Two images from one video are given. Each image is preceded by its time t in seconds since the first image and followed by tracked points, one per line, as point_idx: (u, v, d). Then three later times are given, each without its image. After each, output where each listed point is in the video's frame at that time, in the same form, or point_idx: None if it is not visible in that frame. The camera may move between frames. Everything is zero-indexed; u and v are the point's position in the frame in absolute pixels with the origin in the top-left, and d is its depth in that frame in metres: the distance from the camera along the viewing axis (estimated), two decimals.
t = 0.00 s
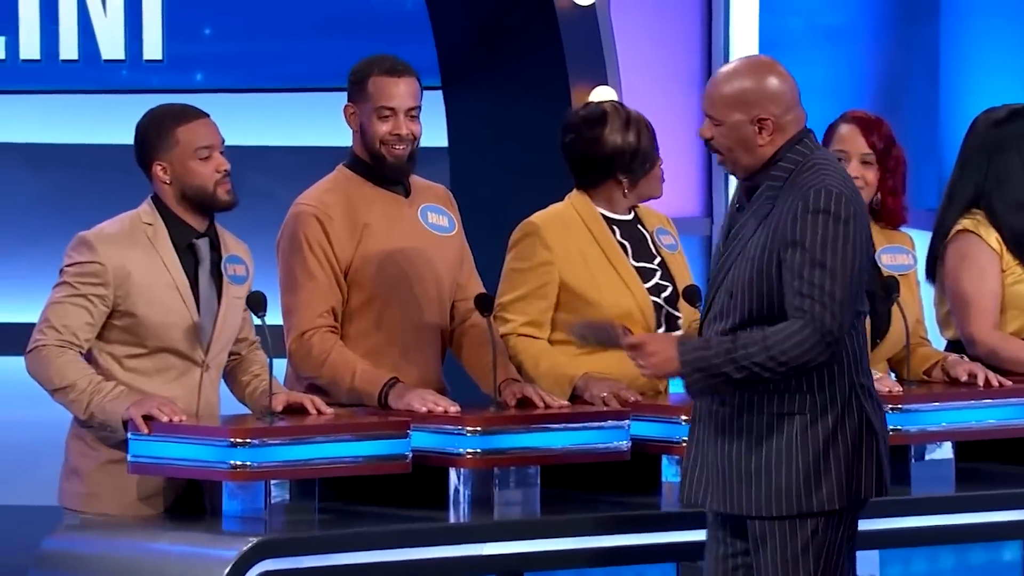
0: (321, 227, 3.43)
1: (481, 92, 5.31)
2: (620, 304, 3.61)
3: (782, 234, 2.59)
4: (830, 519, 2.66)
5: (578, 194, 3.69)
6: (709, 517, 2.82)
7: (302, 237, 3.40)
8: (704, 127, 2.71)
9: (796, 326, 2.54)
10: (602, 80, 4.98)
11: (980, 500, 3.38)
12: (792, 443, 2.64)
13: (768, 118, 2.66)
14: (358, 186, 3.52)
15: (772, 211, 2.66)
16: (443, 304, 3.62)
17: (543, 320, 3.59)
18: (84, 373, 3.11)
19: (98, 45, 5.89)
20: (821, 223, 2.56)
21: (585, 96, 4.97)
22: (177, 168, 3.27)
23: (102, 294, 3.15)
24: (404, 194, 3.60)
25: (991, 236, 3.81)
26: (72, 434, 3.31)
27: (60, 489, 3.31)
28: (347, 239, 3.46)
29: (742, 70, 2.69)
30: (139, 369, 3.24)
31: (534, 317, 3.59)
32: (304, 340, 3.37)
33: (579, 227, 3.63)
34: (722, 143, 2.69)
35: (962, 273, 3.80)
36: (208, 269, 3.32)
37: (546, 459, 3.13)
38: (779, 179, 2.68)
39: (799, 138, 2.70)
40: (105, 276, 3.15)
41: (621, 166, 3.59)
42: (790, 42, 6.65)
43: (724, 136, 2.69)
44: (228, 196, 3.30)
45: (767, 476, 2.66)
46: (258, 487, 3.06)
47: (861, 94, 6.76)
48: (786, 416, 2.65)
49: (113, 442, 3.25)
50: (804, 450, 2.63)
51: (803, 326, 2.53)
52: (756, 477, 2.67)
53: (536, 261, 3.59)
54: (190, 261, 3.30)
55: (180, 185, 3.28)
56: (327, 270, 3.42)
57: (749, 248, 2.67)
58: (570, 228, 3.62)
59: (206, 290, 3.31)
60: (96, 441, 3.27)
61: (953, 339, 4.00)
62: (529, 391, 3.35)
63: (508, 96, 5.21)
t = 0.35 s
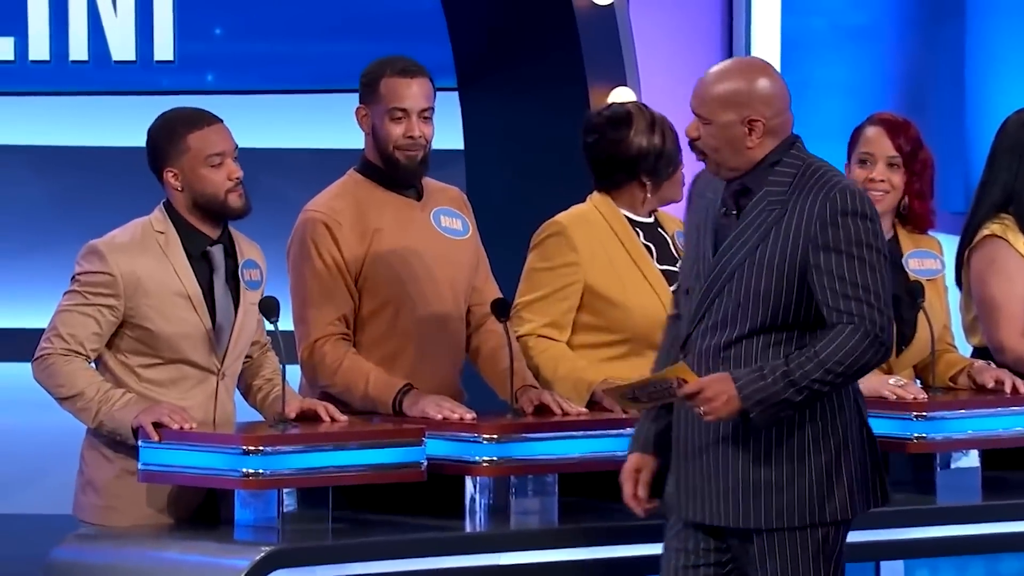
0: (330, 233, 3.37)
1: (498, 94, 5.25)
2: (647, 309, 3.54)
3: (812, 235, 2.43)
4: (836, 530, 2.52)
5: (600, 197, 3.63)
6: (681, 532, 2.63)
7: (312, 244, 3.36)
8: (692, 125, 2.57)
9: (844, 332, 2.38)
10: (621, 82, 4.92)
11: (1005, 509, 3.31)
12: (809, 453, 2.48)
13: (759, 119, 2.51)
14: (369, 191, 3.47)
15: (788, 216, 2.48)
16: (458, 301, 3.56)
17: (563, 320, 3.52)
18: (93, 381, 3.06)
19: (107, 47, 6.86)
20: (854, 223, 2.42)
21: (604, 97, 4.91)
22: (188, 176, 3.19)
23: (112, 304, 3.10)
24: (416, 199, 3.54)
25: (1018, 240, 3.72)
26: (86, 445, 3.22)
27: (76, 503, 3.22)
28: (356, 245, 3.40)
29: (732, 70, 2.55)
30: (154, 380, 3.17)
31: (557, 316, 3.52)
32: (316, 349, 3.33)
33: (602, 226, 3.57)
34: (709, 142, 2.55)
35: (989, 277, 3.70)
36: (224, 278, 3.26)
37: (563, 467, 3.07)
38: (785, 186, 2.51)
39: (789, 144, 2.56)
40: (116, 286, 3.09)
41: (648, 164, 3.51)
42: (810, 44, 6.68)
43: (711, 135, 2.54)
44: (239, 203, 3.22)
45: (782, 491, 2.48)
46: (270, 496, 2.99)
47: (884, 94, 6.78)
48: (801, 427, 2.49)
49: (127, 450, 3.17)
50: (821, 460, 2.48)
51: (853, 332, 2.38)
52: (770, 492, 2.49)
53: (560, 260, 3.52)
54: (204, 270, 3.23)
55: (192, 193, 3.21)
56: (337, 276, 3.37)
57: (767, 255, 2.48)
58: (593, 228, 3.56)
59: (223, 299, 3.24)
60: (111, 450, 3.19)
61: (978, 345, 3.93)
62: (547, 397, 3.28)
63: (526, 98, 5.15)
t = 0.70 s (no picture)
0: (349, 240, 3.27)
1: (516, 94, 5.16)
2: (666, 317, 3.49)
3: (785, 226, 2.28)
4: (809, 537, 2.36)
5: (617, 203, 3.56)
6: (636, 554, 2.40)
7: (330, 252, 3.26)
8: (641, 116, 2.36)
9: (827, 324, 2.24)
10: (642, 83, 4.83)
11: None
12: (788, 457, 2.31)
13: (712, 108, 2.32)
14: (390, 198, 3.37)
15: (760, 209, 2.30)
16: (484, 319, 3.46)
17: (582, 332, 3.46)
18: (99, 392, 2.98)
19: (116, 48, 6.56)
20: (825, 212, 2.29)
21: (626, 99, 4.82)
22: (198, 171, 3.11)
23: (118, 312, 3.01)
24: (439, 206, 3.43)
25: None
26: (90, 456, 3.14)
27: (79, 516, 3.14)
28: (376, 252, 3.30)
29: (678, 62, 2.35)
30: (160, 390, 3.09)
31: (576, 326, 3.45)
32: (331, 359, 3.25)
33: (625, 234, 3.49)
34: (658, 132, 2.34)
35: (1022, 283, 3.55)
36: (232, 285, 3.17)
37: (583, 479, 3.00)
38: (748, 179, 2.33)
39: (738, 139, 2.38)
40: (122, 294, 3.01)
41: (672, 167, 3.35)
42: (836, 44, 6.69)
43: (663, 127, 2.33)
44: (248, 203, 3.13)
45: (767, 497, 2.30)
46: (282, 508, 2.91)
47: (913, 94, 6.77)
48: (780, 429, 2.31)
49: (134, 461, 3.09)
50: (800, 463, 2.32)
51: (836, 324, 2.24)
52: (755, 500, 2.29)
53: (582, 268, 3.44)
54: (212, 276, 3.15)
55: (199, 188, 3.12)
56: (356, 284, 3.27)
57: (743, 250, 2.28)
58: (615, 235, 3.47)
59: (232, 308, 3.15)
60: (116, 462, 3.10)
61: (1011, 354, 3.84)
62: (566, 408, 3.19)
63: (546, 100, 5.05)
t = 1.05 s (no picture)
0: (371, 243, 3.19)
1: (541, 95, 5.08)
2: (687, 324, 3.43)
3: (765, 222, 2.18)
4: (818, 535, 2.27)
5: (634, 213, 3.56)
6: None
7: (352, 254, 3.18)
8: (589, 137, 2.25)
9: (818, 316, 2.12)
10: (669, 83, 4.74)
11: None
12: (788, 458, 2.22)
13: (662, 114, 2.22)
14: (414, 200, 3.29)
15: (735, 207, 2.21)
16: (512, 329, 3.36)
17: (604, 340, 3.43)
18: (113, 400, 2.89)
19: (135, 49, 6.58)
20: (801, 200, 2.18)
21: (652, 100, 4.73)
22: (214, 170, 3.04)
23: (130, 317, 2.93)
24: (463, 209, 3.34)
25: None
26: (101, 469, 3.06)
27: (90, 529, 3.05)
28: (399, 256, 3.22)
29: (620, 74, 2.25)
30: (172, 397, 3.00)
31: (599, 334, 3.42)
32: (353, 364, 3.15)
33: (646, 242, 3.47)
34: (609, 149, 2.23)
35: None
36: (244, 289, 3.08)
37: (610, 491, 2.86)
38: (714, 179, 2.24)
39: (695, 140, 2.29)
40: (134, 298, 2.93)
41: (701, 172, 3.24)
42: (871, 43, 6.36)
43: (614, 141, 2.22)
44: (268, 202, 3.06)
45: (774, 503, 2.21)
46: (299, 520, 2.83)
47: (949, 94, 6.44)
48: (777, 432, 2.21)
49: (147, 472, 3.01)
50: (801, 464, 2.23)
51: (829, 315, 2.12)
52: (764, 507, 2.20)
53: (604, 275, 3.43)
54: (224, 279, 3.07)
55: (218, 189, 3.04)
56: (380, 289, 3.18)
57: (724, 254, 2.19)
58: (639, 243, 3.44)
59: (244, 311, 3.06)
60: (128, 474, 3.02)
61: None
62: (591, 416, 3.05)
63: (571, 101, 4.97)
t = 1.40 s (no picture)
0: (393, 242, 3.10)
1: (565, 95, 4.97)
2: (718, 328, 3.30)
3: (783, 234, 2.14)
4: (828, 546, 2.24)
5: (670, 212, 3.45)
6: None
7: (372, 252, 3.09)
8: (640, 152, 2.11)
9: (833, 332, 2.10)
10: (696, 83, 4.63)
11: None
12: (805, 471, 2.19)
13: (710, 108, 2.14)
14: (436, 199, 3.19)
15: (755, 217, 2.17)
16: (530, 332, 3.26)
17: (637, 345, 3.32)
18: (126, 408, 2.80)
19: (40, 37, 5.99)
20: (821, 212, 2.15)
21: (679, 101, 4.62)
22: (224, 174, 2.95)
23: (143, 322, 2.84)
24: (485, 210, 3.25)
25: None
26: (114, 478, 2.97)
27: (105, 539, 2.96)
28: (421, 257, 3.13)
29: (648, 79, 2.13)
30: (187, 404, 2.91)
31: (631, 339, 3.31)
32: (375, 368, 3.06)
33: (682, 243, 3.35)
34: (672, 158, 2.11)
35: None
36: (261, 292, 2.99)
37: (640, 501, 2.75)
38: (736, 185, 2.20)
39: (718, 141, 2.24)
40: (147, 302, 2.84)
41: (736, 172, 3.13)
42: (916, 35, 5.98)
43: (677, 146, 2.10)
44: (281, 202, 2.96)
45: (787, 517, 2.18)
46: (318, 530, 2.73)
47: (990, 91, 6.23)
48: (793, 445, 2.18)
49: (161, 481, 2.91)
50: (817, 478, 2.20)
51: (842, 331, 2.10)
52: (776, 521, 2.18)
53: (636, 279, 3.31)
54: (240, 282, 2.97)
55: (227, 192, 2.96)
56: (402, 290, 3.09)
57: (741, 264, 2.15)
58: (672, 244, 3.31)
59: (261, 315, 2.97)
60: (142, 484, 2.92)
61: None
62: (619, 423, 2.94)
63: (596, 101, 4.86)
